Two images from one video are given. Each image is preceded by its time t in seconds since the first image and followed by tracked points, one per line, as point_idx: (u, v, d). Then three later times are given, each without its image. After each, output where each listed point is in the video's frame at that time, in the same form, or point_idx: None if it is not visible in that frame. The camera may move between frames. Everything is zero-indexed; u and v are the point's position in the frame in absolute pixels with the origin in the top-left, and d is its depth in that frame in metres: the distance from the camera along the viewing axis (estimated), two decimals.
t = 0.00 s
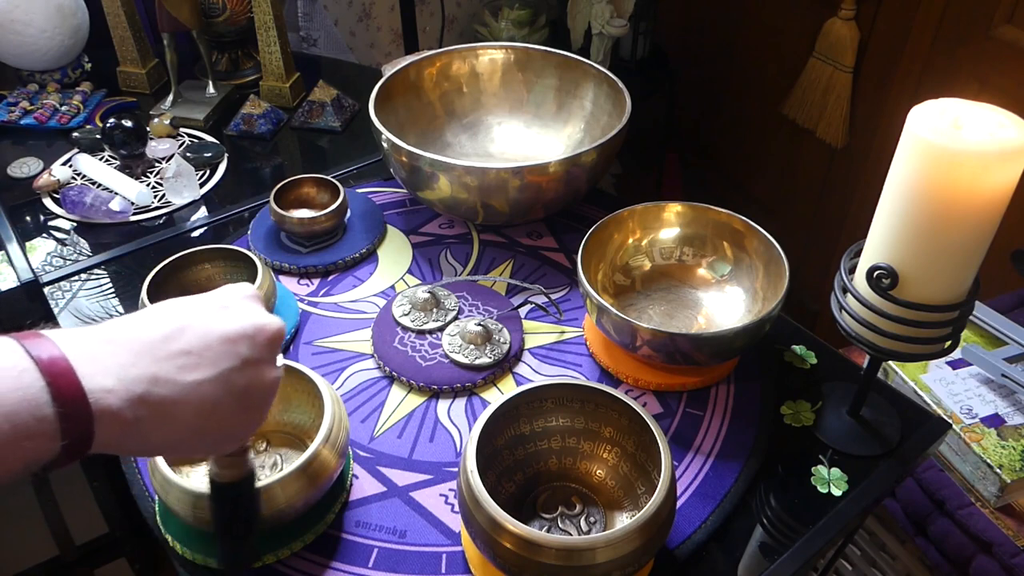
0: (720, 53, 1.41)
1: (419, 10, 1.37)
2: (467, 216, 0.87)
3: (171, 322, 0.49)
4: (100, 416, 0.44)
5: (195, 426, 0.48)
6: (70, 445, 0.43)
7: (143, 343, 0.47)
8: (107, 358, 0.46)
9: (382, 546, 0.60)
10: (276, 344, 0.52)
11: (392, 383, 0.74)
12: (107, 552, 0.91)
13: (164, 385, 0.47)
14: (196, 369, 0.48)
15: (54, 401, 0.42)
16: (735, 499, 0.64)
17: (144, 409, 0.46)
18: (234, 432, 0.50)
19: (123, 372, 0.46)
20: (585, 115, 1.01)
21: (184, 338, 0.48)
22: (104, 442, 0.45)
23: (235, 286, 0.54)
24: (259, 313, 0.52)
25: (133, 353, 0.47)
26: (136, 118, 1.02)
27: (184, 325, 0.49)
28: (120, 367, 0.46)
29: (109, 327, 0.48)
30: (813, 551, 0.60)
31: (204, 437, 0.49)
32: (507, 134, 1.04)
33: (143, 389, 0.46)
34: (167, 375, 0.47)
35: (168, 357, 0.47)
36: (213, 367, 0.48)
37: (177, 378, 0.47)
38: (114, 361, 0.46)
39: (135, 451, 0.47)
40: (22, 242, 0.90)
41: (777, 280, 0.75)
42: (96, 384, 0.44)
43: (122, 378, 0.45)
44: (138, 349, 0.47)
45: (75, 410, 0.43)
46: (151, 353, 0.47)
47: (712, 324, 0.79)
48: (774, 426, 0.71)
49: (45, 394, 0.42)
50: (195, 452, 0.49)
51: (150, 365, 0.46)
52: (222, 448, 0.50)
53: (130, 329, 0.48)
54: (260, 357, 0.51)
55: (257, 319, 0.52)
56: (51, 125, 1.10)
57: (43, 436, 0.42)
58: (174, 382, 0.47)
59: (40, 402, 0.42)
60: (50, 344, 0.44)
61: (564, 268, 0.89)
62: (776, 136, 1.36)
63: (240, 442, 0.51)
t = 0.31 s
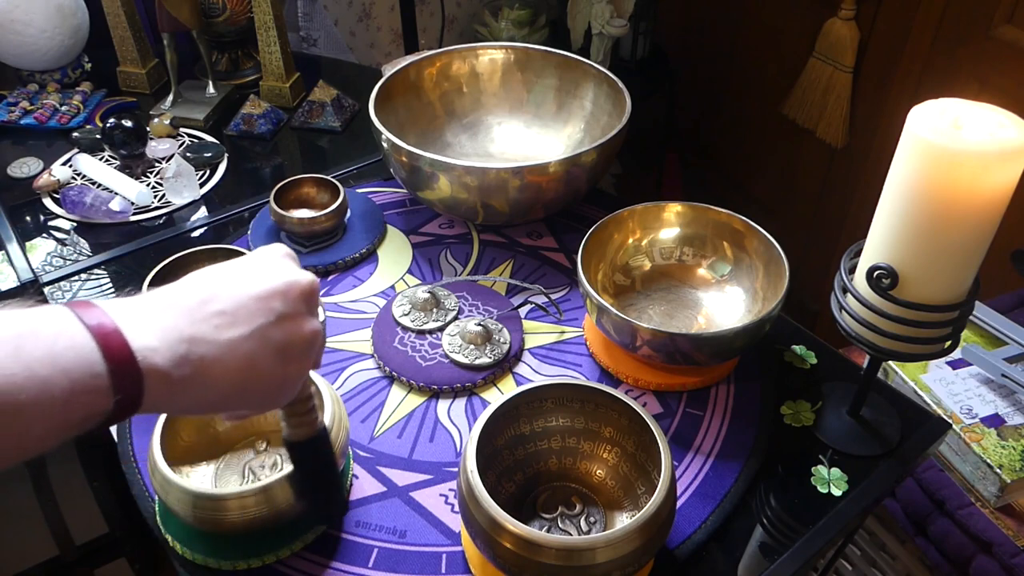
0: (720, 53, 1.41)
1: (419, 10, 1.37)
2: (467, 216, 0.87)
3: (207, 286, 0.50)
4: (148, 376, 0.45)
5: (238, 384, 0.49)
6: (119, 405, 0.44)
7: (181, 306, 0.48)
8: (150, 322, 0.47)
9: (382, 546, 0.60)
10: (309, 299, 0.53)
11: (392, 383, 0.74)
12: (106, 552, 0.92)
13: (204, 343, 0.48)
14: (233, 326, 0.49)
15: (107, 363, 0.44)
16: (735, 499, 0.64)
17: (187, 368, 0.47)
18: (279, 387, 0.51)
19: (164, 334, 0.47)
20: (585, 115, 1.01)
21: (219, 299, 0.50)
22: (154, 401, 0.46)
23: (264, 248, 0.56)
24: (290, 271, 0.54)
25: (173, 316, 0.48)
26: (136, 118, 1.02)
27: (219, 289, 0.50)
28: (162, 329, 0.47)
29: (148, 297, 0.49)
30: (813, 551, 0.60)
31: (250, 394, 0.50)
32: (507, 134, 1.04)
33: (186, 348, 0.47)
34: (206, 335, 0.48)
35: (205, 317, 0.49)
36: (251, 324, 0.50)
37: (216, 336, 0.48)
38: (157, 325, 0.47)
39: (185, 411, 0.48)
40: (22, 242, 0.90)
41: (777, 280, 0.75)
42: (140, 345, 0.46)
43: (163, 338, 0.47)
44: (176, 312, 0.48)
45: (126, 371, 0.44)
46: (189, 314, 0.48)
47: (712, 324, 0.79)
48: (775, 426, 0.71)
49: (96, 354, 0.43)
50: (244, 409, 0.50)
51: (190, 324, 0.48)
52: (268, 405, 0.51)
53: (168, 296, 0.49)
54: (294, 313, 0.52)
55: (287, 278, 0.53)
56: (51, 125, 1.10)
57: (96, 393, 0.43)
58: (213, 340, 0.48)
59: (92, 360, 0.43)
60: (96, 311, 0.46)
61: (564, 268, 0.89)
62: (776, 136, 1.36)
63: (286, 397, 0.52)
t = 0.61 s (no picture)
0: (720, 53, 1.41)
1: (419, 10, 1.37)
2: (467, 216, 0.87)
3: (205, 249, 0.52)
4: (165, 335, 0.48)
5: (248, 336, 0.51)
6: (141, 360, 0.47)
7: (184, 270, 0.51)
8: (159, 288, 0.49)
9: (381, 547, 0.60)
10: (302, 250, 0.55)
11: (392, 383, 0.74)
12: (107, 553, 0.92)
13: (209, 301, 0.50)
14: (235, 284, 0.51)
15: (131, 321, 0.47)
16: (735, 499, 0.64)
17: (197, 327, 0.49)
18: (285, 335, 0.53)
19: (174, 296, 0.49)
20: (585, 115, 1.01)
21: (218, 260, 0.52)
22: (174, 358, 0.49)
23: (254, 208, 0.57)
24: (282, 226, 0.55)
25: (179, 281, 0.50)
26: (136, 118, 1.02)
27: (217, 249, 0.52)
28: (171, 292, 0.49)
29: (155, 266, 0.52)
30: (813, 551, 0.60)
31: (260, 345, 0.52)
32: (507, 134, 1.04)
33: (193, 308, 0.49)
34: (210, 294, 0.50)
35: (207, 278, 0.51)
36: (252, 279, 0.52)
37: (220, 295, 0.50)
38: (166, 290, 0.49)
39: (204, 366, 0.51)
40: (22, 242, 0.90)
41: (777, 280, 0.75)
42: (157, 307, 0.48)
43: (173, 300, 0.49)
44: (181, 276, 0.50)
45: (146, 328, 0.47)
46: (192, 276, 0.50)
47: (712, 324, 0.79)
48: (775, 425, 0.71)
49: (121, 313, 0.47)
50: (258, 360, 0.53)
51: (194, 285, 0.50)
52: (279, 353, 0.54)
53: (172, 263, 0.51)
54: (290, 264, 0.54)
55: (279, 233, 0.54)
56: (51, 125, 1.10)
57: (122, 349, 0.46)
58: (218, 299, 0.50)
59: (116, 317, 0.46)
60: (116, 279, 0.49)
61: (564, 268, 0.89)
62: (776, 136, 1.36)
63: (295, 344, 0.54)
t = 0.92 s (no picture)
0: (720, 53, 1.41)
1: (419, 10, 1.37)
2: (467, 216, 0.87)
3: (160, 251, 0.54)
4: (133, 339, 0.51)
5: (210, 331, 0.55)
6: (111, 362, 0.50)
7: (142, 273, 0.53)
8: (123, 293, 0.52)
9: (382, 547, 0.60)
10: (254, 245, 0.57)
11: (392, 383, 0.74)
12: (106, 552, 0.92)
13: (170, 304, 0.53)
14: (194, 285, 0.54)
15: (101, 326, 0.49)
16: (735, 499, 0.64)
17: (162, 329, 0.52)
18: (244, 326, 0.57)
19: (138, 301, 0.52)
20: (585, 115, 1.01)
21: (175, 262, 0.54)
22: (143, 359, 0.52)
23: (204, 200, 0.59)
24: (233, 221, 0.58)
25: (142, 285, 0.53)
26: (136, 118, 1.01)
27: (172, 251, 0.55)
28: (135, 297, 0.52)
29: (115, 269, 0.54)
30: (813, 551, 0.60)
31: (220, 339, 0.56)
32: (507, 134, 1.04)
33: (157, 312, 0.52)
34: (172, 297, 0.53)
35: (167, 281, 0.53)
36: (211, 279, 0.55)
37: (181, 297, 0.53)
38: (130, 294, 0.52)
39: (170, 363, 0.54)
40: (22, 242, 0.90)
41: (777, 280, 0.75)
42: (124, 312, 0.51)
43: (137, 305, 0.52)
44: (141, 280, 0.53)
45: (115, 333, 0.50)
46: (152, 280, 0.53)
47: (712, 324, 0.79)
48: (774, 425, 0.71)
49: (91, 319, 0.49)
50: (219, 351, 0.57)
51: (156, 289, 0.53)
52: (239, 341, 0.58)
53: (130, 267, 0.54)
54: (243, 260, 0.56)
55: (230, 229, 0.57)
56: (52, 125, 1.10)
57: (92, 352, 0.49)
58: (179, 301, 0.53)
59: (87, 322, 0.49)
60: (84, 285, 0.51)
61: (564, 268, 0.89)
62: (776, 136, 1.36)
63: (252, 331, 0.58)
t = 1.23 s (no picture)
0: (720, 53, 1.41)
1: (419, 10, 1.37)
2: (467, 216, 0.87)
3: (133, 274, 0.53)
4: (98, 368, 0.51)
5: (175, 354, 0.56)
6: (72, 389, 0.50)
7: (113, 298, 0.52)
8: (90, 319, 0.51)
9: (382, 547, 0.60)
10: (230, 274, 0.57)
11: (392, 383, 0.74)
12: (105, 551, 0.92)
13: (138, 332, 0.53)
14: (166, 315, 0.54)
15: (64, 354, 0.49)
16: (735, 499, 0.64)
17: (129, 356, 0.53)
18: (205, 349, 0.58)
19: (104, 327, 0.52)
20: (585, 115, 1.01)
21: (148, 289, 0.53)
22: (106, 381, 0.53)
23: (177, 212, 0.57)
24: (212, 246, 0.57)
25: (112, 311, 0.52)
26: (136, 118, 1.01)
27: (145, 274, 0.54)
28: (103, 325, 0.52)
29: (80, 286, 0.52)
30: (813, 551, 0.60)
31: (182, 359, 0.57)
32: (507, 134, 1.04)
33: (127, 340, 0.52)
34: (142, 325, 0.53)
35: (139, 309, 0.53)
36: (183, 309, 0.55)
37: (151, 327, 0.53)
38: (98, 320, 0.52)
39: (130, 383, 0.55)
40: (22, 242, 0.90)
41: (777, 280, 0.75)
42: (90, 340, 0.51)
43: (103, 333, 0.51)
44: (110, 305, 0.52)
45: (79, 362, 0.50)
46: (124, 306, 0.52)
47: (712, 324, 0.79)
48: (774, 425, 0.71)
49: (54, 347, 0.49)
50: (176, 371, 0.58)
51: (127, 318, 0.52)
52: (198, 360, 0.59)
53: (98, 288, 0.52)
54: (217, 290, 0.56)
55: (208, 256, 0.56)
56: (52, 125, 1.10)
57: (54, 380, 0.49)
58: (150, 329, 0.53)
59: (51, 349, 0.49)
60: (48, 302, 0.50)
61: (564, 268, 0.89)
62: (775, 136, 1.36)
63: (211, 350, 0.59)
